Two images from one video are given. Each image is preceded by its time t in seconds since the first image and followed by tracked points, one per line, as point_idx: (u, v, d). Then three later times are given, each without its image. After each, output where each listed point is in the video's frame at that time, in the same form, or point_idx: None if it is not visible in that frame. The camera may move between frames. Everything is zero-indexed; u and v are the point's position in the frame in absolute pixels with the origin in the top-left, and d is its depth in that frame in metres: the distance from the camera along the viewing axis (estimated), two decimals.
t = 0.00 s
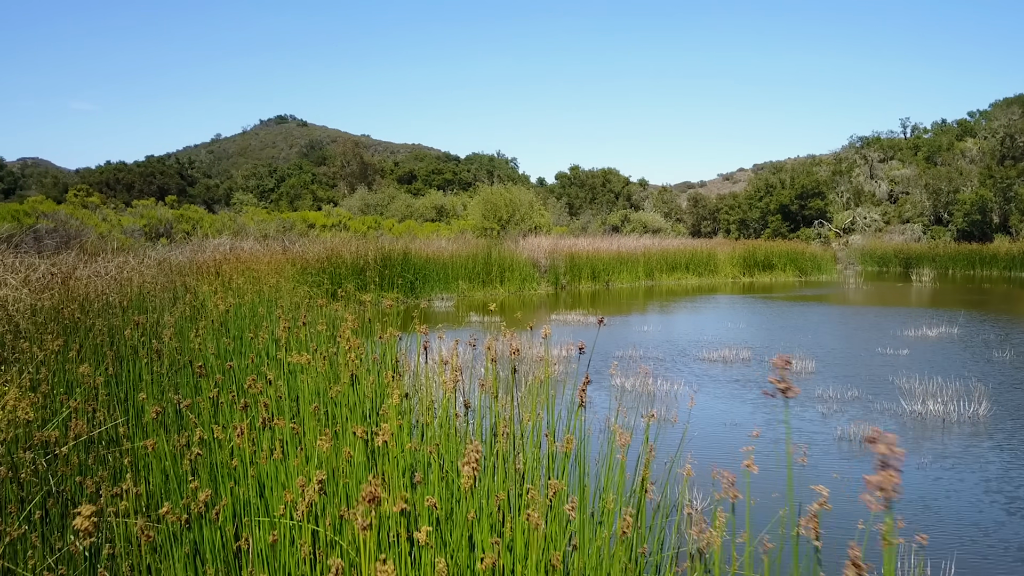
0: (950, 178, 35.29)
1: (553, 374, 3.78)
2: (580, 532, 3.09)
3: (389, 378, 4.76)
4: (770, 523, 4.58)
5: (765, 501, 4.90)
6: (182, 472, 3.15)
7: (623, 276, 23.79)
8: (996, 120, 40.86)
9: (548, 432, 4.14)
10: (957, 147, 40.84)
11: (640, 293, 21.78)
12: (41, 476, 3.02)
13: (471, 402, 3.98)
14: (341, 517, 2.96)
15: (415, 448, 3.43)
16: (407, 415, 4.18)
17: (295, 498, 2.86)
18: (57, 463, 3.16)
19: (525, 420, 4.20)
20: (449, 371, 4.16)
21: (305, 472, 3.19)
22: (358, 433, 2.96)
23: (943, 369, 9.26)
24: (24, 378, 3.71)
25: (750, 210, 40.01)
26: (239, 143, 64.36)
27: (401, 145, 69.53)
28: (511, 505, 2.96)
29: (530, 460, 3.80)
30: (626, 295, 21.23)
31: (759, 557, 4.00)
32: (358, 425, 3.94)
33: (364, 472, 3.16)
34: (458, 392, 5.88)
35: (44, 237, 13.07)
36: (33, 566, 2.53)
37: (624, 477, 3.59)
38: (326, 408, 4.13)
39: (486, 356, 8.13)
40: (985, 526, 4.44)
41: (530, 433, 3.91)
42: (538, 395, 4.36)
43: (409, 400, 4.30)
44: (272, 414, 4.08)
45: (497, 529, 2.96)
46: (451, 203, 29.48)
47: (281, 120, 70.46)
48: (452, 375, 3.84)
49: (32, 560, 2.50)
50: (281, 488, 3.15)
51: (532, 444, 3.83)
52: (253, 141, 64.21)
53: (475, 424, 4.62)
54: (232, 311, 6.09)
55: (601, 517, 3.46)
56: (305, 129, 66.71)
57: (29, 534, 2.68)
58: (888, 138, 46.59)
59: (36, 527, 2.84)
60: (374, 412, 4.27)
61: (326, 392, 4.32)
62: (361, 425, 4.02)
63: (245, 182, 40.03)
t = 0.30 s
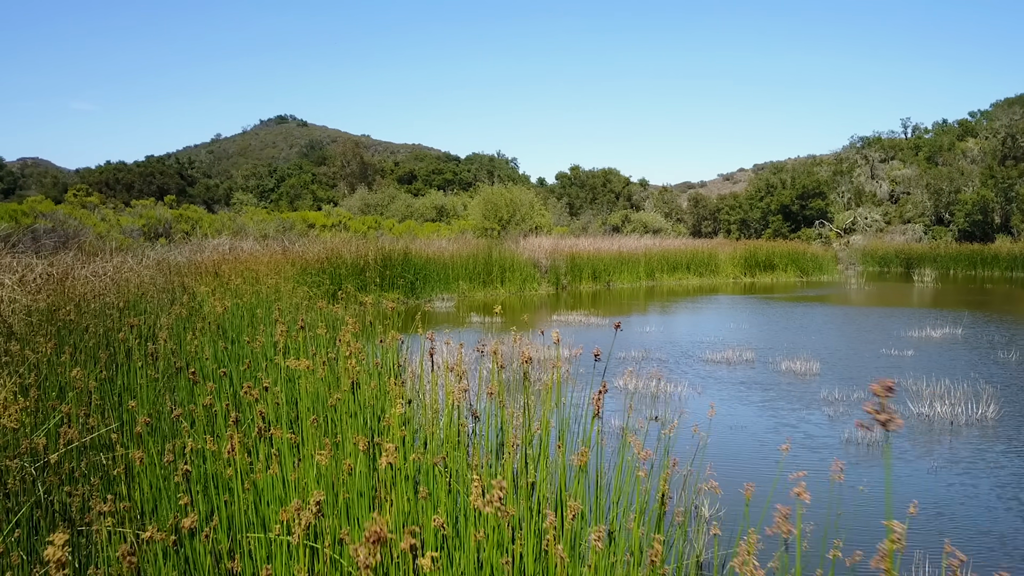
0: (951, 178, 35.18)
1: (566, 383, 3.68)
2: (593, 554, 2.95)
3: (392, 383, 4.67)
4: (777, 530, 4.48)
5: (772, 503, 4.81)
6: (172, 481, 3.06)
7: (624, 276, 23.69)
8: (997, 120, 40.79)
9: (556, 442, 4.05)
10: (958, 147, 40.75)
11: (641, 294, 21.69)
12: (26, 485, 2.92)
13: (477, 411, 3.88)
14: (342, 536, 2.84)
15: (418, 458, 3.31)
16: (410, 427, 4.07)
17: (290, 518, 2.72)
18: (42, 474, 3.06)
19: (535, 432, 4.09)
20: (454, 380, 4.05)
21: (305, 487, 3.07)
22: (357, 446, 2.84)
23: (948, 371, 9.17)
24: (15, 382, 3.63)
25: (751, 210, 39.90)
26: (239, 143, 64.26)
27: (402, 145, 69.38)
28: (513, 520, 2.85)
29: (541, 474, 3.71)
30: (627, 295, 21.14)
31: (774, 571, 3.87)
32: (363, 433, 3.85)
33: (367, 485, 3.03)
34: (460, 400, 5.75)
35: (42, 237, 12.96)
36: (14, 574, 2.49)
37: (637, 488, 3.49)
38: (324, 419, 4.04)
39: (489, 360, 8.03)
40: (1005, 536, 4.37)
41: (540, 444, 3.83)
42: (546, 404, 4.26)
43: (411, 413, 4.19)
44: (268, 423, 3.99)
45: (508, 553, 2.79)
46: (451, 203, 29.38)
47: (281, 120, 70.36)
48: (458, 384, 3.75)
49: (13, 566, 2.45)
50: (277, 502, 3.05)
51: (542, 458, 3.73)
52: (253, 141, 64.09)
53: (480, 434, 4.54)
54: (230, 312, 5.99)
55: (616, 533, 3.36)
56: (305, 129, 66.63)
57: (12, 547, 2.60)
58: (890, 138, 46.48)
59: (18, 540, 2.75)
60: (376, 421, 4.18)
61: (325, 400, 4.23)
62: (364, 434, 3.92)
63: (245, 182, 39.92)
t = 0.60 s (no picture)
0: (953, 178, 35.09)
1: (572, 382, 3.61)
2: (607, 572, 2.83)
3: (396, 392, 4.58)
4: (790, 542, 4.36)
5: (783, 513, 4.69)
6: (163, 492, 2.97)
7: (625, 276, 23.60)
8: (997, 120, 40.72)
9: (567, 451, 3.97)
10: (959, 147, 40.69)
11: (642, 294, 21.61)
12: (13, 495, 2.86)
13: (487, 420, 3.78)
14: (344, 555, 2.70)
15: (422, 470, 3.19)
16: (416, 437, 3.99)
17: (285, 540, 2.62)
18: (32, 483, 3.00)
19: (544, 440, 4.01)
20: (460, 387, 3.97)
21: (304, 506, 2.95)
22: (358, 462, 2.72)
23: (954, 372, 9.09)
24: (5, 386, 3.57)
25: (752, 210, 39.80)
26: (239, 143, 64.18)
27: (402, 145, 69.30)
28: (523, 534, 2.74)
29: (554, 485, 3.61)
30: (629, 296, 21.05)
31: None
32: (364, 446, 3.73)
33: (368, 499, 2.90)
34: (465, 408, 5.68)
35: (40, 237, 12.88)
36: None
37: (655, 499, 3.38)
38: (322, 431, 3.94)
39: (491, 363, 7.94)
40: None
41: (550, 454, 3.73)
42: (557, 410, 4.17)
43: (417, 424, 4.11)
44: (266, 432, 3.88)
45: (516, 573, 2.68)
46: (452, 203, 29.31)
47: (281, 120, 70.27)
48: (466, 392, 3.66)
49: None
50: (277, 521, 2.93)
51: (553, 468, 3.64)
52: (253, 141, 64.02)
53: (485, 442, 4.41)
54: (228, 315, 5.88)
55: (631, 546, 3.26)
56: (305, 129, 66.55)
57: None
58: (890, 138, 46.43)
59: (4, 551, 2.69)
60: (380, 431, 4.08)
61: (325, 411, 4.13)
62: (366, 447, 3.81)
63: (245, 182, 39.82)
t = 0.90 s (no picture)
0: (954, 178, 34.93)
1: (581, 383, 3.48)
2: None
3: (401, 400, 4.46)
4: (813, 557, 4.15)
5: (797, 523, 4.52)
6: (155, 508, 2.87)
7: (626, 276, 23.50)
8: (999, 120, 40.55)
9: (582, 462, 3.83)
10: (960, 147, 40.55)
11: (644, 295, 21.50)
12: None
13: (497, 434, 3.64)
14: None
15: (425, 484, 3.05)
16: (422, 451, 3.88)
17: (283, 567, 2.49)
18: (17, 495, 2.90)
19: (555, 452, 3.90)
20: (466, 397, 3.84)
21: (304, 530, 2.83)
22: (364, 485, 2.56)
23: (961, 374, 8.98)
24: None
25: (753, 211, 39.65)
26: (239, 143, 64.09)
27: (402, 145, 69.19)
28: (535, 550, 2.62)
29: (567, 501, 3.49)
30: (630, 296, 20.94)
31: None
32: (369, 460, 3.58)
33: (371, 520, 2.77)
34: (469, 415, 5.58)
35: (38, 237, 12.78)
36: None
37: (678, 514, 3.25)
38: (324, 444, 3.80)
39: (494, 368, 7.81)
40: None
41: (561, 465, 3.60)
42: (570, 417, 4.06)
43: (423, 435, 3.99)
44: (264, 445, 3.77)
45: None
46: (452, 203, 29.21)
47: (281, 120, 70.17)
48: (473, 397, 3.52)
49: None
50: (276, 548, 2.82)
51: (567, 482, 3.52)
52: (253, 141, 63.94)
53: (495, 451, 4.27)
54: (225, 317, 5.77)
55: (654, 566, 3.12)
56: (305, 129, 66.45)
57: None
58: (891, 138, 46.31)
59: None
60: (385, 444, 3.94)
61: (327, 422, 3.99)
62: (371, 462, 3.66)
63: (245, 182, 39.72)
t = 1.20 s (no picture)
0: (955, 178, 34.70)
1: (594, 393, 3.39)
2: None
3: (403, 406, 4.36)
4: (832, 570, 4.02)
5: (807, 531, 4.42)
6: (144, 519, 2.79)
7: (626, 277, 23.41)
8: (1000, 121, 40.43)
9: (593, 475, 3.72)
10: (961, 147, 40.43)
11: (644, 295, 21.41)
12: None
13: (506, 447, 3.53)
14: None
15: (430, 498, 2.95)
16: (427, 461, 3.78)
17: None
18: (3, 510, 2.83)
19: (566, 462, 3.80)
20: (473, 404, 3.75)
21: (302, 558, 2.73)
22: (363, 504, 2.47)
23: (967, 376, 8.87)
24: None
25: (753, 211, 39.50)
26: (240, 143, 64.08)
27: (402, 145, 69.12)
28: (547, 569, 2.52)
29: (578, 514, 3.40)
30: (631, 297, 20.85)
31: None
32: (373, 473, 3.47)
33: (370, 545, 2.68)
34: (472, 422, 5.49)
35: (37, 238, 12.73)
36: None
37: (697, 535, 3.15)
38: (323, 454, 3.69)
39: (496, 372, 7.73)
40: None
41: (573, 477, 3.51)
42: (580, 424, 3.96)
43: (427, 446, 3.89)
44: (260, 455, 3.67)
45: None
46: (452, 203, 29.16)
47: (281, 120, 70.17)
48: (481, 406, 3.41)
49: None
50: (274, 567, 2.74)
51: (579, 494, 3.42)
52: (253, 141, 63.92)
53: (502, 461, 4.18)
54: (221, 319, 5.68)
55: None
56: (305, 129, 66.46)
57: None
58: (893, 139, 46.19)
59: None
60: (388, 452, 3.84)
61: (328, 430, 3.90)
62: (373, 474, 3.56)
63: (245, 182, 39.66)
